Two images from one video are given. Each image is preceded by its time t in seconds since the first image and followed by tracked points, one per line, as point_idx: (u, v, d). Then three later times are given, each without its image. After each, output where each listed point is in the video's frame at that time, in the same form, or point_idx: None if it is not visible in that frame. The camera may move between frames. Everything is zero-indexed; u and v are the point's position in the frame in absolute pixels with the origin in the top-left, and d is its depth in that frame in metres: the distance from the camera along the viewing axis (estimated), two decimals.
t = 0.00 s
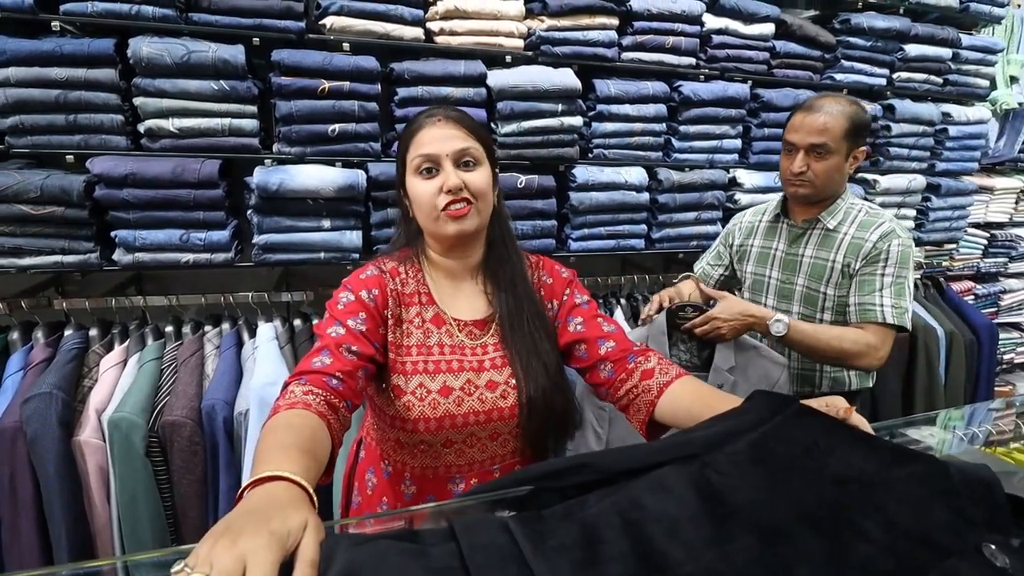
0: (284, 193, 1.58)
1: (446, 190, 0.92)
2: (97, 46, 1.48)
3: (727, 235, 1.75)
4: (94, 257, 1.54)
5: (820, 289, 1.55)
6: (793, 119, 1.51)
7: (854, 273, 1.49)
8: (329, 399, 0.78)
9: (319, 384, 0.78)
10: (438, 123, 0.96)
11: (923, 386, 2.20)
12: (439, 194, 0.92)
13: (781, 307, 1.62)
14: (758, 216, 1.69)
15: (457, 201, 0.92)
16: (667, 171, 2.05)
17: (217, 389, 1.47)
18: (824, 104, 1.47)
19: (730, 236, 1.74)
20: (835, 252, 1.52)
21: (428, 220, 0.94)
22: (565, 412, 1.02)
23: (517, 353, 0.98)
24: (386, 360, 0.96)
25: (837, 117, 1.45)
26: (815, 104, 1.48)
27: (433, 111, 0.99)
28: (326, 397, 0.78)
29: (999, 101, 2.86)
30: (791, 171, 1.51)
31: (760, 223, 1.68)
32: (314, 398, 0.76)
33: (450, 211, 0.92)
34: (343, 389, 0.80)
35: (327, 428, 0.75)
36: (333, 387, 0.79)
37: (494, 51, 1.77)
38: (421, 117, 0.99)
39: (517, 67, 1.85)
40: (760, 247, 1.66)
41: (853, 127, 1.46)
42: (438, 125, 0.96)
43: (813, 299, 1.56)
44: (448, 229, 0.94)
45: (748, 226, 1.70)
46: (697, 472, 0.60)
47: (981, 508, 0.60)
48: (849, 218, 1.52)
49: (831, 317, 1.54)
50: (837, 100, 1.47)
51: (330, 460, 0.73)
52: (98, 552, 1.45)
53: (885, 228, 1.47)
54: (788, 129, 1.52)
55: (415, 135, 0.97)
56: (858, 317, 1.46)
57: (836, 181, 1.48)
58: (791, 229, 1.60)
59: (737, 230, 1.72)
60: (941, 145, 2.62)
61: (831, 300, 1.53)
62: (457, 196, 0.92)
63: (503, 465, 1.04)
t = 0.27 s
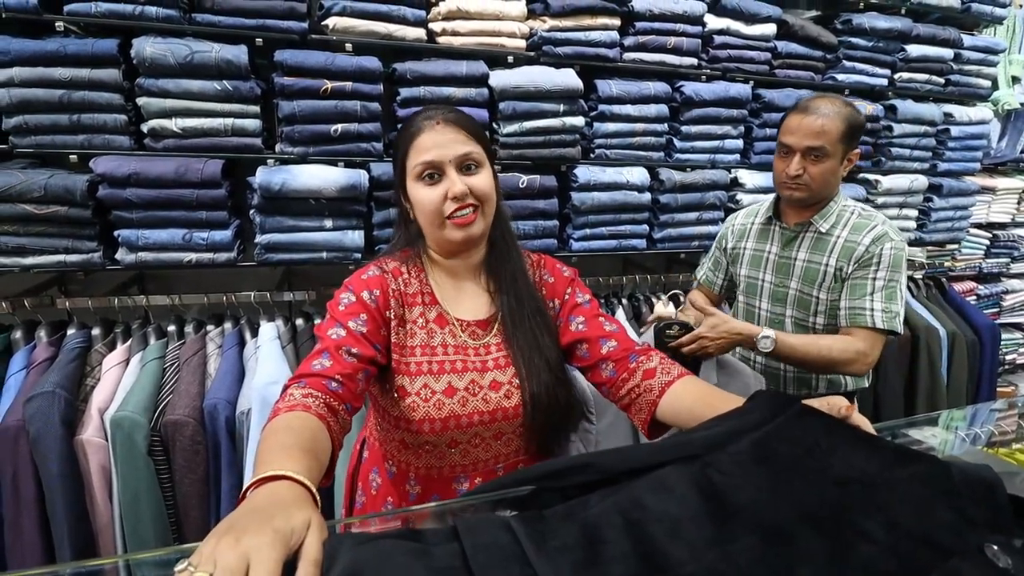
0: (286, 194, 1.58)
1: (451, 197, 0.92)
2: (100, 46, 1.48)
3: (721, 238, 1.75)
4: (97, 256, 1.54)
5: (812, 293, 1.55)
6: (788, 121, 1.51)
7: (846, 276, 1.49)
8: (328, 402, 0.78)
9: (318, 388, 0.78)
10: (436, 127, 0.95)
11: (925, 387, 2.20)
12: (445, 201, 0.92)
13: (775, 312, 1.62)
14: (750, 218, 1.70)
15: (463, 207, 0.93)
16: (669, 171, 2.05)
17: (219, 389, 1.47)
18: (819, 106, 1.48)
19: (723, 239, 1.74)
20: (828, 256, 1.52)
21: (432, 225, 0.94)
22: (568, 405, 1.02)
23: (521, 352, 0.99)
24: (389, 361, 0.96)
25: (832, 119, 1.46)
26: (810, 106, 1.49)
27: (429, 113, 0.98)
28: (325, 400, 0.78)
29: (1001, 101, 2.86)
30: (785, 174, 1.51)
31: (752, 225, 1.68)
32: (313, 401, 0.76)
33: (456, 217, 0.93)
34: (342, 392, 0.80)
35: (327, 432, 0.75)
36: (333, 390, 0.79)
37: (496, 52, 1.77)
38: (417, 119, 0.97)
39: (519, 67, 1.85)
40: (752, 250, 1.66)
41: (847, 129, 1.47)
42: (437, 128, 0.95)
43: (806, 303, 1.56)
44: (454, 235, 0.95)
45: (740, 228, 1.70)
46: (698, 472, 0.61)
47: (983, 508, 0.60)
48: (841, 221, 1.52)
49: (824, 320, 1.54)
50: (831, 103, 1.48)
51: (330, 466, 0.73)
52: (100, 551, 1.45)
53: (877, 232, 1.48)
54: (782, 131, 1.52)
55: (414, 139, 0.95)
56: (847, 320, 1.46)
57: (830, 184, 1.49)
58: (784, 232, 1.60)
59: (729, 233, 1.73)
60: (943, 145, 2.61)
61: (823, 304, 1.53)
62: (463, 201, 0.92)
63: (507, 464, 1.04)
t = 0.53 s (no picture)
0: (288, 195, 1.58)
1: (451, 203, 0.92)
2: (102, 47, 1.48)
3: (710, 243, 1.75)
4: (98, 257, 1.54)
5: (803, 298, 1.55)
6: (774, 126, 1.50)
7: (835, 281, 1.49)
8: (329, 400, 0.78)
9: (318, 387, 0.78)
10: (438, 129, 0.93)
11: (925, 390, 2.20)
12: (444, 207, 0.92)
13: (766, 317, 1.62)
14: (737, 223, 1.69)
15: (462, 212, 0.92)
16: (670, 174, 2.05)
17: (221, 389, 1.47)
18: (805, 111, 1.46)
19: (712, 244, 1.74)
20: (817, 261, 1.51)
21: (429, 228, 0.94)
22: (562, 414, 1.01)
23: (514, 356, 0.98)
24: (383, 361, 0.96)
25: (819, 123, 1.45)
26: (796, 110, 1.47)
27: (430, 112, 0.95)
28: (325, 399, 0.78)
29: (1003, 105, 2.83)
30: (774, 180, 1.51)
31: (739, 230, 1.67)
32: (313, 400, 0.76)
33: (453, 221, 0.93)
34: (342, 391, 0.81)
35: (327, 429, 0.75)
36: (333, 389, 0.80)
37: (497, 54, 1.77)
38: (419, 118, 0.95)
39: (521, 70, 1.85)
40: (741, 255, 1.66)
41: (834, 133, 1.46)
42: (438, 131, 0.93)
43: (796, 308, 1.57)
44: (452, 240, 0.95)
45: (728, 233, 1.70)
46: (699, 473, 0.61)
47: (984, 509, 0.60)
48: (829, 225, 1.52)
49: (815, 325, 1.55)
50: (817, 106, 1.47)
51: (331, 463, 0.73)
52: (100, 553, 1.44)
53: (865, 235, 1.47)
54: (769, 136, 1.51)
55: (415, 141, 0.94)
56: (837, 325, 1.47)
57: (818, 187, 1.49)
58: (772, 237, 1.60)
59: (717, 238, 1.72)
60: (944, 148, 2.61)
61: (814, 309, 1.53)
62: (460, 205, 0.91)
63: (498, 469, 1.04)
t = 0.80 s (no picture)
0: (289, 195, 1.59)
1: (451, 197, 0.92)
2: (105, 47, 1.49)
3: (694, 245, 1.75)
4: (100, 256, 1.55)
5: (790, 298, 1.55)
6: (754, 127, 1.51)
7: (822, 279, 1.50)
8: (330, 396, 0.79)
9: (320, 382, 0.79)
10: (440, 124, 0.95)
11: (924, 390, 2.22)
12: (445, 201, 0.93)
13: (756, 317, 1.63)
14: (720, 224, 1.69)
15: (463, 208, 0.93)
16: (670, 175, 2.06)
17: (222, 388, 1.48)
18: (784, 111, 1.48)
19: (696, 247, 1.74)
20: (802, 259, 1.52)
21: (431, 222, 0.95)
22: (562, 414, 1.02)
23: (514, 354, 0.98)
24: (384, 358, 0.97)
25: (798, 123, 1.46)
26: (775, 111, 1.48)
27: (435, 109, 0.98)
28: (327, 394, 0.79)
29: (1002, 106, 2.84)
30: (756, 181, 1.51)
31: (723, 232, 1.67)
32: (315, 396, 0.77)
33: (454, 216, 0.94)
34: (343, 386, 0.81)
35: (330, 426, 0.76)
36: (334, 383, 0.80)
37: (498, 54, 1.78)
38: (422, 115, 0.97)
39: (522, 70, 1.86)
40: (726, 257, 1.66)
41: (812, 132, 1.48)
42: (441, 126, 0.95)
43: (784, 307, 1.57)
44: (453, 235, 0.95)
45: (712, 235, 1.69)
46: (697, 468, 0.61)
47: (977, 505, 0.61)
48: (811, 223, 1.53)
49: (804, 322, 1.56)
50: (796, 106, 1.48)
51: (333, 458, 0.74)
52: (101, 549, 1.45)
53: (847, 232, 1.49)
54: (749, 138, 1.52)
55: (416, 137, 0.96)
56: (826, 322, 1.49)
57: (800, 186, 1.49)
58: (755, 238, 1.60)
59: (701, 241, 1.72)
60: (943, 150, 2.62)
61: (802, 307, 1.54)
62: (461, 199, 0.92)
63: (499, 466, 1.05)
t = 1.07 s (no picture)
0: (289, 195, 1.60)
1: (471, 192, 0.93)
2: (107, 48, 1.50)
3: (680, 249, 1.75)
4: (102, 256, 1.56)
5: (777, 298, 1.56)
6: (734, 129, 1.52)
7: (807, 278, 1.51)
8: (341, 391, 0.80)
9: (332, 377, 0.80)
10: (462, 122, 0.96)
11: (921, 390, 2.24)
12: (465, 196, 0.94)
13: (744, 318, 1.64)
14: (704, 227, 1.69)
15: (482, 203, 0.94)
16: (668, 176, 2.07)
17: (222, 387, 1.50)
18: (763, 112, 1.48)
19: (681, 250, 1.74)
20: (787, 259, 1.53)
21: (452, 219, 0.96)
22: (576, 414, 1.03)
23: (532, 353, 0.99)
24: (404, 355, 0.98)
25: (776, 124, 1.47)
26: (754, 113, 1.49)
27: (458, 108, 0.99)
28: (338, 389, 0.80)
29: (999, 108, 2.85)
30: (736, 182, 1.52)
31: (707, 235, 1.68)
32: (326, 390, 0.78)
33: (474, 213, 0.94)
34: (356, 382, 0.82)
35: (338, 421, 0.77)
36: (347, 379, 0.81)
37: (497, 56, 1.79)
38: (448, 114, 0.98)
39: (520, 72, 1.87)
40: (712, 259, 1.66)
41: (791, 133, 1.48)
42: (464, 124, 0.96)
43: (771, 307, 1.58)
44: (472, 230, 0.96)
45: (696, 238, 1.70)
46: (690, 463, 0.62)
47: (968, 501, 0.62)
48: (793, 223, 1.54)
49: (792, 321, 1.57)
50: (775, 107, 1.49)
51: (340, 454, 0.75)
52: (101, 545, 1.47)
53: (829, 231, 1.50)
54: (729, 139, 1.53)
55: (439, 135, 0.97)
56: (814, 321, 1.50)
57: (780, 188, 1.50)
58: (740, 240, 1.61)
59: (686, 244, 1.72)
60: (940, 151, 2.63)
61: (789, 307, 1.55)
62: (481, 197, 0.93)
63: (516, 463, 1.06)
